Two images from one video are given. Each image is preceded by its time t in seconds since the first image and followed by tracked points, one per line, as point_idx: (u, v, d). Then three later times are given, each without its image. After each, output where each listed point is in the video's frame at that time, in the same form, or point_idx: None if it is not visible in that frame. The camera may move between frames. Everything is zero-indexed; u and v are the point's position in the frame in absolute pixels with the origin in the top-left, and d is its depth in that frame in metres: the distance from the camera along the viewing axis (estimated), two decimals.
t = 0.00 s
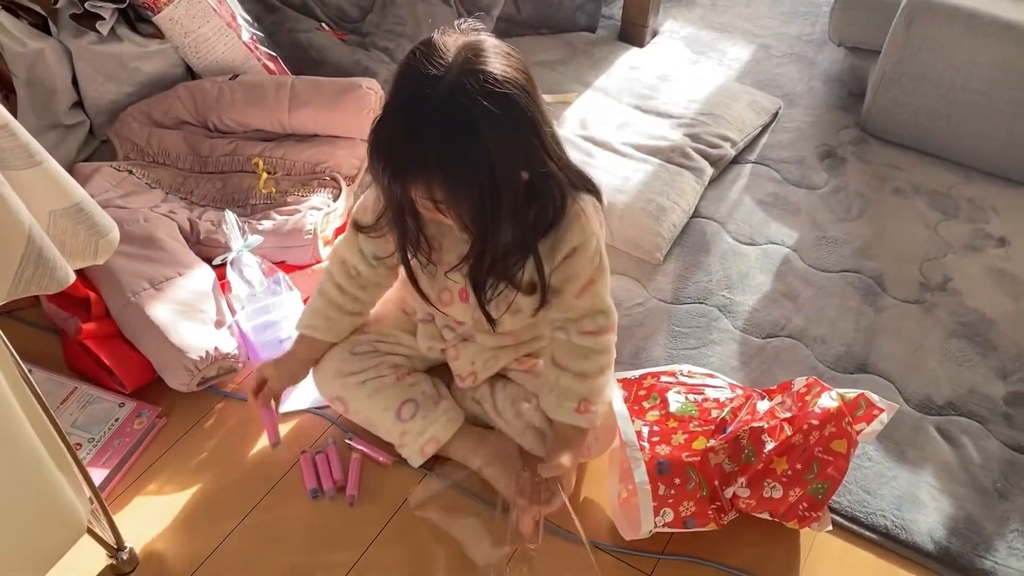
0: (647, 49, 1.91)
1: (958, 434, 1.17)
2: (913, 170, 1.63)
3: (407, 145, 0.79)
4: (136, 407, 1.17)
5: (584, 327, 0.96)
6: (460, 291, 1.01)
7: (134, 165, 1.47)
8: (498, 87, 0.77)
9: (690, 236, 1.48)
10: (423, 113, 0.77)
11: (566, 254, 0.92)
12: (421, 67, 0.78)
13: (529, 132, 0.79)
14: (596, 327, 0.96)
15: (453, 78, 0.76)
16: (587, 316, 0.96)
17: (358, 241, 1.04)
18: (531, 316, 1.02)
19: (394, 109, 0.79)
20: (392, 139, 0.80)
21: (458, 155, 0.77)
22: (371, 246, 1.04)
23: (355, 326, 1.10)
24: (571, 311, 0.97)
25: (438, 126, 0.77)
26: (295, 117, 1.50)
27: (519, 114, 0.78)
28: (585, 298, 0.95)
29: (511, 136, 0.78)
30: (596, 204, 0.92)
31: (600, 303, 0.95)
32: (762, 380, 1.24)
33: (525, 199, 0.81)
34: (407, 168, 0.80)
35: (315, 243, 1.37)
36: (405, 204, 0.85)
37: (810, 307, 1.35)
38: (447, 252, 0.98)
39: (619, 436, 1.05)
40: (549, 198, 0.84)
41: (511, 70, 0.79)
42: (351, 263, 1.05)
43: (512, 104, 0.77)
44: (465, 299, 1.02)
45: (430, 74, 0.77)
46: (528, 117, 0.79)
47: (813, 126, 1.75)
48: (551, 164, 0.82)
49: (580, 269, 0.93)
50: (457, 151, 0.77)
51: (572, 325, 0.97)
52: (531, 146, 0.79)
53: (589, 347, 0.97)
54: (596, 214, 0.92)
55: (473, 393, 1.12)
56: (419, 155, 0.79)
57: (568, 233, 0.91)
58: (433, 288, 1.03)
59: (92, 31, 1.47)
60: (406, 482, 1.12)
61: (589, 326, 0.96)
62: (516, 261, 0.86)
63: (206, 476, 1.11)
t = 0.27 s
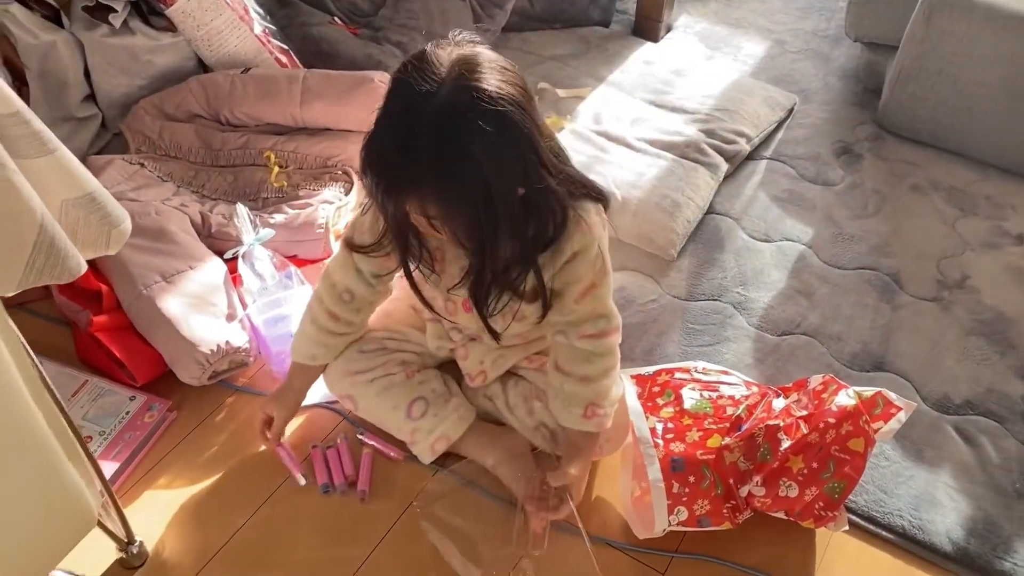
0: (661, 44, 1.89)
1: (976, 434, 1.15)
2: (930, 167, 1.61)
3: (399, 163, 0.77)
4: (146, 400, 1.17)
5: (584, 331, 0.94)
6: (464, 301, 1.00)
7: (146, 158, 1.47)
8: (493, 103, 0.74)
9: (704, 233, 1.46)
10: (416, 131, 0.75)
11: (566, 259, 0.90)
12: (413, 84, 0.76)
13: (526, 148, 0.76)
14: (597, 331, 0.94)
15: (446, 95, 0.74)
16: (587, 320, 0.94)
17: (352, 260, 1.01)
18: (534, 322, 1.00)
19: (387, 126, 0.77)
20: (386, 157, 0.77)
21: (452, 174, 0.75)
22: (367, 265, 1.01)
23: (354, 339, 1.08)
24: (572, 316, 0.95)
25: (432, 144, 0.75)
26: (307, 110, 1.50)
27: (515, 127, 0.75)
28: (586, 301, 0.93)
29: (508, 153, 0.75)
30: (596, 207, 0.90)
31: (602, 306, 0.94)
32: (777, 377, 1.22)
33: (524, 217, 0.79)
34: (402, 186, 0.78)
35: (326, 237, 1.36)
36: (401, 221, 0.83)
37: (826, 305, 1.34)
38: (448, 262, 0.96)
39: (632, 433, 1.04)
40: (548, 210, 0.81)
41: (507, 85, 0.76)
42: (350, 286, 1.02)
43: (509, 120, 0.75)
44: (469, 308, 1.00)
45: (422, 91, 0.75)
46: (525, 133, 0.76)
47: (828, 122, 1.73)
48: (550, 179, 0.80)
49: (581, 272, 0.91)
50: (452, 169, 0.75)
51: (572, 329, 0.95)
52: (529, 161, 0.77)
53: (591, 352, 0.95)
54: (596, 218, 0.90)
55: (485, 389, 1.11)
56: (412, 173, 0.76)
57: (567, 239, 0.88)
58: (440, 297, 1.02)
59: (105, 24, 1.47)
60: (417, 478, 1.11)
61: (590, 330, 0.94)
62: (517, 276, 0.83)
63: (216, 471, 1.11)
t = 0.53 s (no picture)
0: (677, 38, 1.89)
1: (995, 429, 1.14)
2: (948, 162, 1.60)
3: (369, 145, 0.82)
4: (165, 389, 1.17)
5: (603, 327, 0.94)
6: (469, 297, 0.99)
7: (163, 150, 1.47)
8: (450, 96, 0.76)
9: (720, 226, 1.46)
10: (380, 117, 0.79)
11: (580, 260, 0.90)
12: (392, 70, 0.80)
13: (489, 144, 0.77)
14: (614, 327, 0.94)
15: (411, 86, 0.77)
16: (604, 316, 0.94)
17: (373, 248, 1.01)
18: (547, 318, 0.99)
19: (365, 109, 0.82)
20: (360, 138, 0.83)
21: (409, 159, 0.79)
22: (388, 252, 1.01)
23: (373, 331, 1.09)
24: (589, 313, 0.95)
25: (392, 129, 0.79)
26: (324, 103, 1.50)
27: (470, 121, 0.77)
28: (602, 301, 0.93)
29: (467, 147, 0.77)
30: (613, 208, 0.88)
31: (620, 302, 0.93)
32: (795, 371, 1.22)
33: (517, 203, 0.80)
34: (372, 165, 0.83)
35: (343, 229, 1.36)
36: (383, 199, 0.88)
37: (844, 299, 1.33)
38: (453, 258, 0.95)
39: (651, 424, 1.04)
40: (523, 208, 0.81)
41: (486, 80, 0.77)
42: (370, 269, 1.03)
43: (470, 116, 0.77)
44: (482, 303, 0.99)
45: (393, 78, 0.79)
46: (490, 130, 0.77)
47: (845, 117, 1.73)
48: (524, 178, 0.79)
49: (596, 272, 0.91)
50: (411, 155, 0.79)
51: (590, 325, 0.95)
52: (492, 156, 0.78)
53: (610, 348, 0.96)
54: (611, 218, 0.89)
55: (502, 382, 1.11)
56: (378, 155, 0.81)
57: (581, 236, 0.89)
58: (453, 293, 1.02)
59: (123, 16, 1.49)
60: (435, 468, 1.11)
61: (608, 326, 0.94)
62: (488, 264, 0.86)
63: (235, 459, 1.11)
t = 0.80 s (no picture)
0: (691, 41, 1.89)
1: (1011, 433, 1.14)
2: (963, 166, 1.60)
3: (384, 123, 0.85)
4: (183, 390, 1.18)
5: (618, 326, 0.95)
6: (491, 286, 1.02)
7: (181, 152, 1.49)
8: (460, 88, 0.78)
9: (735, 229, 1.46)
10: (394, 99, 0.82)
11: (597, 254, 0.92)
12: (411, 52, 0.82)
13: (499, 134, 0.79)
14: (629, 327, 0.95)
15: (423, 73, 0.79)
16: (619, 315, 0.95)
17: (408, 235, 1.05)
18: (564, 313, 1.01)
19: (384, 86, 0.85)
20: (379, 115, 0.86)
21: (420, 143, 0.82)
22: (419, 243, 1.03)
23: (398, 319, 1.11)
24: (605, 311, 0.95)
25: (405, 113, 0.82)
26: (341, 105, 1.51)
27: (478, 111, 0.79)
28: (619, 299, 0.94)
29: (475, 136, 0.80)
30: (633, 206, 0.90)
31: (637, 301, 0.94)
32: (809, 375, 1.22)
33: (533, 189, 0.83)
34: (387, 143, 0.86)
35: (360, 231, 1.37)
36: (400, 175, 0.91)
37: (858, 302, 1.33)
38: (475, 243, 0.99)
39: (668, 425, 1.05)
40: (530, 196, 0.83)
41: (501, 70, 0.79)
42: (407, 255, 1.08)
43: (480, 107, 0.78)
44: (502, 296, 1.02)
45: (409, 63, 0.81)
46: (500, 121, 0.79)
47: (859, 120, 1.73)
48: (534, 169, 0.81)
49: (613, 268, 0.92)
50: (422, 138, 0.82)
51: (606, 323, 0.96)
52: (501, 145, 0.80)
53: (625, 348, 0.96)
54: (631, 217, 0.90)
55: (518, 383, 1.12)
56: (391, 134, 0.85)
57: (600, 230, 0.91)
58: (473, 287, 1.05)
59: (142, 18, 1.49)
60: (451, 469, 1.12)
61: (623, 325, 0.95)
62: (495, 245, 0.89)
63: (253, 459, 1.12)
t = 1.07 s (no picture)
0: (702, 44, 1.90)
1: None
2: (975, 169, 1.60)
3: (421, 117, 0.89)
4: (199, 391, 1.19)
5: (636, 326, 0.96)
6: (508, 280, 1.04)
7: (196, 155, 1.49)
8: (489, 79, 0.82)
9: (747, 233, 1.47)
10: (430, 93, 0.86)
11: (622, 250, 0.93)
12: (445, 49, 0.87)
13: (529, 123, 0.83)
14: (649, 327, 0.95)
15: (455, 66, 0.83)
16: (639, 315, 0.96)
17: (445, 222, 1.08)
18: (583, 307, 1.03)
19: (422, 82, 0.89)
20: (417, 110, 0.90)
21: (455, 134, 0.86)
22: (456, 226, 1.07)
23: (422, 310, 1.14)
24: (624, 309, 0.96)
25: (439, 106, 0.85)
26: (354, 109, 1.52)
27: (507, 100, 0.82)
28: (640, 297, 0.95)
29: (506, 125, 0.83)
30: (661, 206, 0.92)
31: (656, 301, 0.95)
32: (822, 379, 1.22)
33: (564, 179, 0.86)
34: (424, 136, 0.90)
35: (374, 234, 1.37)
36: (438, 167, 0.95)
37: (871, 306, 1.33)
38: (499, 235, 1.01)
39: (681, 429, 1.05)
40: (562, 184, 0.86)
41: (528, 60, 0.82)
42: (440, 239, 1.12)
43: (510, 97, 0.82)
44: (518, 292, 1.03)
45: (443, 58, 0.85)
46: (530, 112, 0.83)
47: (871, 123, 1.73)
48: (565, 158, 0.84)
49: (636, 266, 0.93)
50: (457, 131, 0.85)
51: (625, 321, 0.97)
52: (532, 134, 0.83)
53: (642, 346, 0.97)
54: (656, 214, 0.92)
55: (530, 385, 1.13)
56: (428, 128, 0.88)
57: (626, 227, 0.92)
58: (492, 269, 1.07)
59: (157, 22, 1.50)
60: (464, 472, 1.12)
61: (642, 325, 0.96)
62: (528, 237, 0.92)
63: (268, 461, 1.13)
